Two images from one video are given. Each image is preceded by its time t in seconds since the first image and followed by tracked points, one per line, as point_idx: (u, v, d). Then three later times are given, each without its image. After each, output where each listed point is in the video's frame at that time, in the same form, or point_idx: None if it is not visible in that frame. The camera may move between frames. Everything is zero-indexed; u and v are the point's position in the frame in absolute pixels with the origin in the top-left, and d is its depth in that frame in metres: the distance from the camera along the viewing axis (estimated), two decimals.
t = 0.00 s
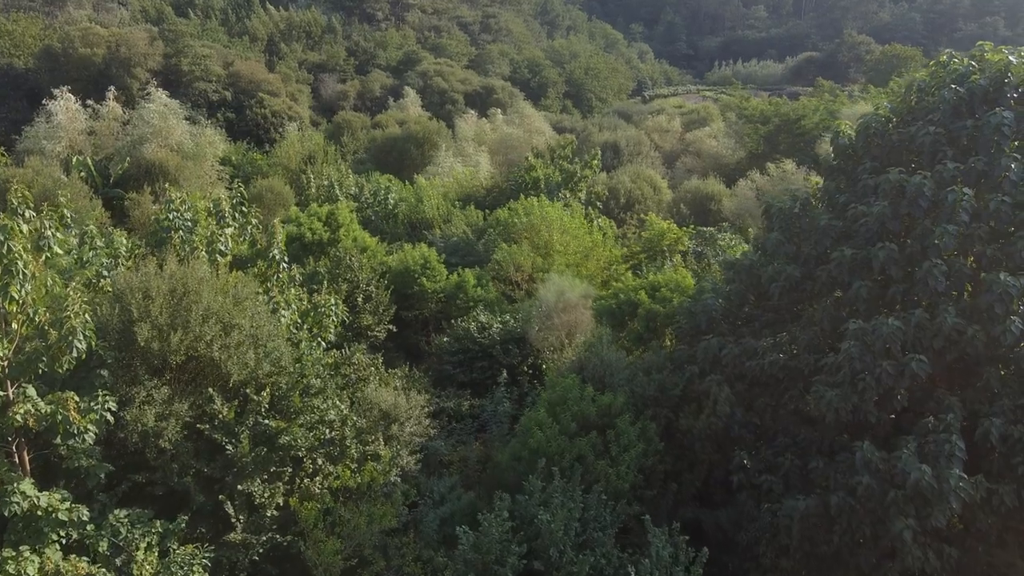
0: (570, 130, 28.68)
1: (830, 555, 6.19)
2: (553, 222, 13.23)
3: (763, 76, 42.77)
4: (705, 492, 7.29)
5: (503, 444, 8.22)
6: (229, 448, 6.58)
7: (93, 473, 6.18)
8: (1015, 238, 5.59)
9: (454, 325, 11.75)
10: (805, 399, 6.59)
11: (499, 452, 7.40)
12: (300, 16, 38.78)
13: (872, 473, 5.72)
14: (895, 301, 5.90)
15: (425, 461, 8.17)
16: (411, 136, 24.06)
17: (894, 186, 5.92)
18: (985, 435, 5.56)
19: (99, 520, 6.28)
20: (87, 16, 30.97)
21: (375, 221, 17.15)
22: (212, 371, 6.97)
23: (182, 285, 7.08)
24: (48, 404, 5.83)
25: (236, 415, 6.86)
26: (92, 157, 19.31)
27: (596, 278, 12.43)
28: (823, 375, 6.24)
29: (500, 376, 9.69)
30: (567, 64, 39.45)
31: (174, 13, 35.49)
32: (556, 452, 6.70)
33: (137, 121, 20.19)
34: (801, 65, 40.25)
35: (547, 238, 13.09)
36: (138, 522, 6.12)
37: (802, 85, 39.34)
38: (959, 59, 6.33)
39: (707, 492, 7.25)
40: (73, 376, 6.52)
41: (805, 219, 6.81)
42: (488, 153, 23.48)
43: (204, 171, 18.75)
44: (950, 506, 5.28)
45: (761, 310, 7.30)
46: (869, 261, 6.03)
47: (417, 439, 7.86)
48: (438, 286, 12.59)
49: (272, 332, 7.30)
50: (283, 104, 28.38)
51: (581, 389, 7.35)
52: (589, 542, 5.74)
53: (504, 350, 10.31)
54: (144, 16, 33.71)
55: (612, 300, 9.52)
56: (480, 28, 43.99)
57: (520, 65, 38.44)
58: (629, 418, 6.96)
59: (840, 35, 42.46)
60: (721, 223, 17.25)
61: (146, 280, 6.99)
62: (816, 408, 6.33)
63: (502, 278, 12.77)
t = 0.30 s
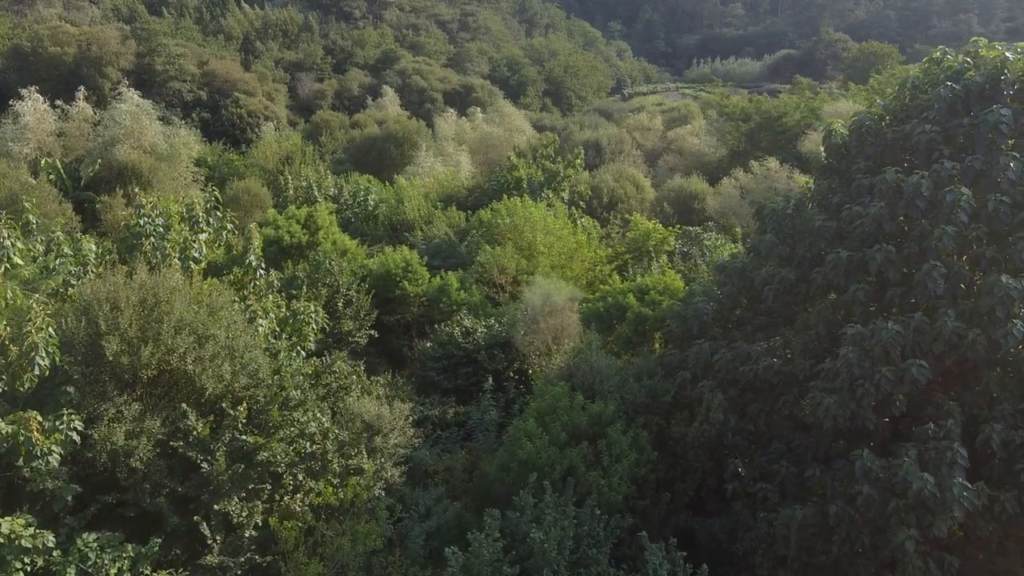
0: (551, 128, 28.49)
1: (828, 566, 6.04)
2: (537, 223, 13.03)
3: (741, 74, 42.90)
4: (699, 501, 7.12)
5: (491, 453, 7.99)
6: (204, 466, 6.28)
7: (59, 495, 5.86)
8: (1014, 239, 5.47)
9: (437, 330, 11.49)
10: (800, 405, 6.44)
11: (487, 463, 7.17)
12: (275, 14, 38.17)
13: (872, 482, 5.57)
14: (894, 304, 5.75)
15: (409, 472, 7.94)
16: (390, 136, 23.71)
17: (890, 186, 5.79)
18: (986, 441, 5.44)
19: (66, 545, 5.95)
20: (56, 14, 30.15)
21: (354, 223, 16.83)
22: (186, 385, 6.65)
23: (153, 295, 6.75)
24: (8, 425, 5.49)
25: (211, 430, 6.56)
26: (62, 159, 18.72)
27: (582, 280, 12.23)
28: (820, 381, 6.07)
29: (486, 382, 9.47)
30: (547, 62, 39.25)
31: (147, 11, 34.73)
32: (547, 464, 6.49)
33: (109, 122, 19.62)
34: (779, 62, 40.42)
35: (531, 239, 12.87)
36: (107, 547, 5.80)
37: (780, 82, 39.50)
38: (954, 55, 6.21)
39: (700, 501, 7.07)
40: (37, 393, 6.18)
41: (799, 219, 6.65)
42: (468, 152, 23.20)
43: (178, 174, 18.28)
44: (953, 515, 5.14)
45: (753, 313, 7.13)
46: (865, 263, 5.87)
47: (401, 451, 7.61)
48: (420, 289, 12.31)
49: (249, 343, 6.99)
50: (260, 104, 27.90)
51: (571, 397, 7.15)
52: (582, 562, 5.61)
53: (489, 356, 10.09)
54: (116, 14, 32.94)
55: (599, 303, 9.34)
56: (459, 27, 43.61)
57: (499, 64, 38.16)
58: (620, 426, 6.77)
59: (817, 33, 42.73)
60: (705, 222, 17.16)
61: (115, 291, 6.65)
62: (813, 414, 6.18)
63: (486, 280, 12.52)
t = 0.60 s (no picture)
0: (529, 126, 28.23)
1: None
2: (518, 224, 12.76)
3: (716, 71, 42.97)
4: (691, 511, 6.92)
5: (476, 466, 7.72)
6: (174, 489, 5.93)
7: (15, 526, 5.49)
8: (1015, 239, 5.32)
9: (418, 336, 11.17)
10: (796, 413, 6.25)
11: (473, 478, 6.91)
12: (247, 12, 37.44)
13: (872, 493, 5.39)
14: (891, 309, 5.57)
15: (391, 485, 7.65)
16: (366, 136, 23.27)
17: (887, 185, 5.61)
18: (988, 448, 5.29)
19: None
20: (20, 12, 29.23)
21: (330, 227, 16.44)
22: (153, 403, 6.29)
23: (117, 308, 6.37)
24: None
25: (181, 451, 6.20)
26: (25, 162, 18.06)
27: (564, 282, 11.97)
28: (816, 388, 5.89)
29: (469, 390, 9.19)
30: (523, 60, 38.97)
31: (114, 9, 33.87)
32: (535, 479, 6.24)
33: (74, 123, 18.96)
34: (754, 60, 40.55)
35: (512, 241, 12.59)
36: None
37: (755, 79, 39.61)
38: (947, 50, 6.05)
39: (693, 511, 6.87)
40: None
41: (792, 220, 6.46)
42: (446, 152, 22.86)
43: (148, 177, 17.74)
44: (957, 527, 4.98)
45: (745, 317, 6.94)
46: (862, 265, 5.69)
47: (383, 466, 7.31)
48: (399, 293, 11.98)
49: (220, 357, 6.64)
50: (232, 104, 27.31)
51: (558, 407, 6.90)
52: None
53: (471, 362, 9.79)
54: (82, 12, 32.05)
55: (585, 307, 9.10)
56: (434, 25, 43.10)
57: (475, 62, 37.79)
58: (611, 437, 6.54)
59: (790, 30, 42.96)
60: (686, 221, 17.02)
61: (75, 305, 6.27)
62: (809, 422, 5.99)
63: (466, 284, 12.21)
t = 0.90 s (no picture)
0: (509, 126, 27.99)
1: None
2: (501, 226, 12.51)
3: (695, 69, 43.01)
4: (685, 523, 6.73)
5: (463, 478, 7.48)
6: (146, 513, 5.60)
7: None
8: (1016, 241, 5.18)
9: (400, 343, 10.88)
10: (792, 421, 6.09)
11: (461, 493, 6.67)
12: (221, 11, 36.82)
13: (874, 504, 5.23)
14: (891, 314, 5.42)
15: (375, 498, 7.40)
16: (345, 136, 22.89)
17: (886, 186, 5.45)
18: (991, 456, 5.15)
19: None
20: None
21: (309, 230, 16.10)
22: (123, 422, 5.96)
23: (82, 322, 6.03)
24: None
25: (153, 472, 5.87)
26: None
27: (549, 285, 11.73)
28: (814, 396, 5.73)
29: (454, 399, 8.93)
30: (502, 59, 38.72)
31: (85, 9, 33.14)
32: (526, 494, 6.02)
33: (42, 125, 18.40)
34: (732, 58, 40.63)
35: (495, 244, 12.34)
36: None
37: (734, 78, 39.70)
38: (942, 48, 5.92)
39: (688, 523, 6.68)
40: None
41: (787, 222, 6.29)
42: (426, 153, 22.54)
43: (120, 180, 17.26)
44: (962, 539, 4.84)
45: (738, 322, 6.77)
46: (860, 269, 5.53)
47: (366, 481, 7.03)
48: (380, 299, 11.68)
49: (193, 371, 6.32)
50: (207, 105, 26.79)
51: (548, 418, 6.68)
52: None
53: (456, 370, 9.54)
54: (52, 11, 31.31)
55: (572, 312, 8.88)
56: (411, 24, 42.62)
57: (454, 62, 37.45)
58: (603, 449, 6.33)
59: (768, 28, 43.13)
60: (670, 221, 16.88)
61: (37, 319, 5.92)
62: (806, 430, 5.83)
63: (449, 288, 11.93)
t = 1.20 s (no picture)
0: (489, 126, 27.72)
1: None
2: (484, 229, 12.27)
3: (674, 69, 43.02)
4: (679, 535, 6.53)
5: (449, 492, 7.24)
6: (115, 540, 5.27)
7: None
8: (1016, 244, 5.06)
9: (381, 350, 10.60)
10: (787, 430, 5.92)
11: (447, 510, 6.42)
12: (195, 11, 36.18)
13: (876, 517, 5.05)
14: (890, 320, 5.25)
15: (358, 515, 7.13)
16: (323, 138, 22.50)
17: (883, 188, 5.30)
18: (994, 465, 5.01)
19: None
20: None
21: (287, 235, 15.75)
22: (87, 444, 5.62)
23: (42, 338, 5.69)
24: None
25: (121, 496, 5.55)
26: None
27: (534, 289, 11.49)
28: (810, 404, 5.56)
29: (438, 409, 8.68)
30: (481, 58, 38.44)
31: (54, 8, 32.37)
32: (514, 511, 5.80)
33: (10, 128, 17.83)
34: (711, 57, 40.71)
35: (478, 247, 12.09)
36: None
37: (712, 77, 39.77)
38: (937, 46, 5.83)
39: (682, 535, 6.49)
40: None
41: (782, 225, 6.11)
42: (405, 154, 22.21)
43: (90, 184, 16.78)
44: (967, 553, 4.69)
45: (731, 327, 6.59)
46: (858, 274, 5.36)
47: (347, 499, 6.77)
48: (361, 305, 11.39)
49: (164, 388, 6.01)
50: (182, 107, 26.25)
51: (536, 430, 6.46)
52: None
53: (439, 379, 9.28)
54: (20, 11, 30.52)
55: (558, 318, 8.66)
56: (389, 23, 42.05)
57: (433, 62, 37.04)
58: (594, 461, 6.11)
59: (745, 27, 43.30)
60: (654, 222, 16.74)
61: None
62: (803, 440, 5.66)
63: (431, 293, 11.66)
